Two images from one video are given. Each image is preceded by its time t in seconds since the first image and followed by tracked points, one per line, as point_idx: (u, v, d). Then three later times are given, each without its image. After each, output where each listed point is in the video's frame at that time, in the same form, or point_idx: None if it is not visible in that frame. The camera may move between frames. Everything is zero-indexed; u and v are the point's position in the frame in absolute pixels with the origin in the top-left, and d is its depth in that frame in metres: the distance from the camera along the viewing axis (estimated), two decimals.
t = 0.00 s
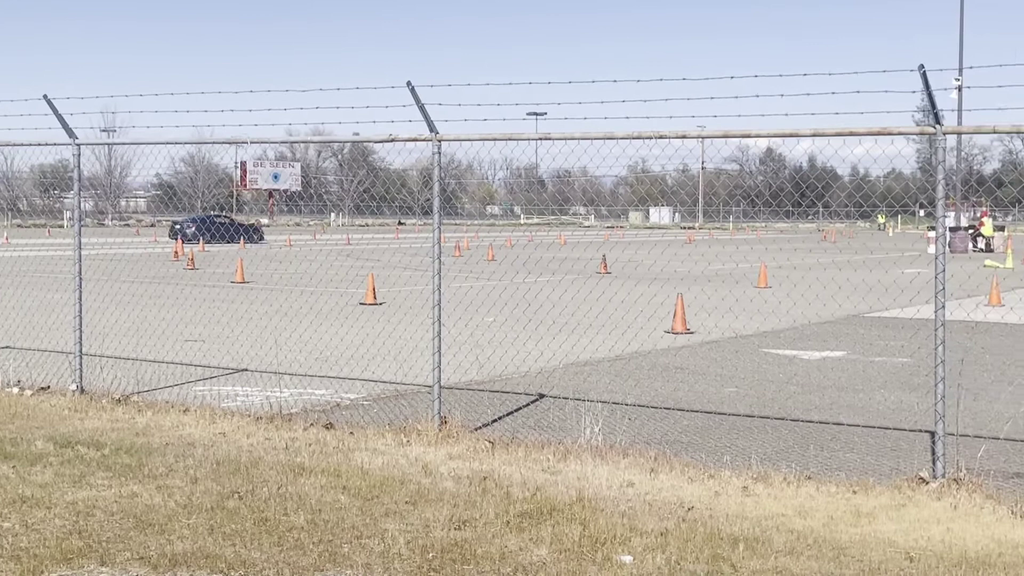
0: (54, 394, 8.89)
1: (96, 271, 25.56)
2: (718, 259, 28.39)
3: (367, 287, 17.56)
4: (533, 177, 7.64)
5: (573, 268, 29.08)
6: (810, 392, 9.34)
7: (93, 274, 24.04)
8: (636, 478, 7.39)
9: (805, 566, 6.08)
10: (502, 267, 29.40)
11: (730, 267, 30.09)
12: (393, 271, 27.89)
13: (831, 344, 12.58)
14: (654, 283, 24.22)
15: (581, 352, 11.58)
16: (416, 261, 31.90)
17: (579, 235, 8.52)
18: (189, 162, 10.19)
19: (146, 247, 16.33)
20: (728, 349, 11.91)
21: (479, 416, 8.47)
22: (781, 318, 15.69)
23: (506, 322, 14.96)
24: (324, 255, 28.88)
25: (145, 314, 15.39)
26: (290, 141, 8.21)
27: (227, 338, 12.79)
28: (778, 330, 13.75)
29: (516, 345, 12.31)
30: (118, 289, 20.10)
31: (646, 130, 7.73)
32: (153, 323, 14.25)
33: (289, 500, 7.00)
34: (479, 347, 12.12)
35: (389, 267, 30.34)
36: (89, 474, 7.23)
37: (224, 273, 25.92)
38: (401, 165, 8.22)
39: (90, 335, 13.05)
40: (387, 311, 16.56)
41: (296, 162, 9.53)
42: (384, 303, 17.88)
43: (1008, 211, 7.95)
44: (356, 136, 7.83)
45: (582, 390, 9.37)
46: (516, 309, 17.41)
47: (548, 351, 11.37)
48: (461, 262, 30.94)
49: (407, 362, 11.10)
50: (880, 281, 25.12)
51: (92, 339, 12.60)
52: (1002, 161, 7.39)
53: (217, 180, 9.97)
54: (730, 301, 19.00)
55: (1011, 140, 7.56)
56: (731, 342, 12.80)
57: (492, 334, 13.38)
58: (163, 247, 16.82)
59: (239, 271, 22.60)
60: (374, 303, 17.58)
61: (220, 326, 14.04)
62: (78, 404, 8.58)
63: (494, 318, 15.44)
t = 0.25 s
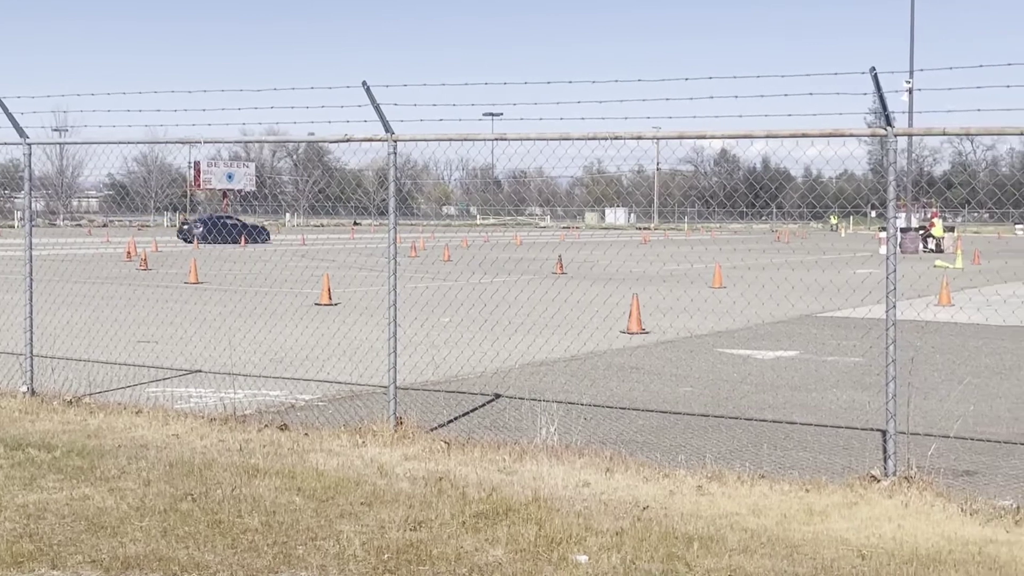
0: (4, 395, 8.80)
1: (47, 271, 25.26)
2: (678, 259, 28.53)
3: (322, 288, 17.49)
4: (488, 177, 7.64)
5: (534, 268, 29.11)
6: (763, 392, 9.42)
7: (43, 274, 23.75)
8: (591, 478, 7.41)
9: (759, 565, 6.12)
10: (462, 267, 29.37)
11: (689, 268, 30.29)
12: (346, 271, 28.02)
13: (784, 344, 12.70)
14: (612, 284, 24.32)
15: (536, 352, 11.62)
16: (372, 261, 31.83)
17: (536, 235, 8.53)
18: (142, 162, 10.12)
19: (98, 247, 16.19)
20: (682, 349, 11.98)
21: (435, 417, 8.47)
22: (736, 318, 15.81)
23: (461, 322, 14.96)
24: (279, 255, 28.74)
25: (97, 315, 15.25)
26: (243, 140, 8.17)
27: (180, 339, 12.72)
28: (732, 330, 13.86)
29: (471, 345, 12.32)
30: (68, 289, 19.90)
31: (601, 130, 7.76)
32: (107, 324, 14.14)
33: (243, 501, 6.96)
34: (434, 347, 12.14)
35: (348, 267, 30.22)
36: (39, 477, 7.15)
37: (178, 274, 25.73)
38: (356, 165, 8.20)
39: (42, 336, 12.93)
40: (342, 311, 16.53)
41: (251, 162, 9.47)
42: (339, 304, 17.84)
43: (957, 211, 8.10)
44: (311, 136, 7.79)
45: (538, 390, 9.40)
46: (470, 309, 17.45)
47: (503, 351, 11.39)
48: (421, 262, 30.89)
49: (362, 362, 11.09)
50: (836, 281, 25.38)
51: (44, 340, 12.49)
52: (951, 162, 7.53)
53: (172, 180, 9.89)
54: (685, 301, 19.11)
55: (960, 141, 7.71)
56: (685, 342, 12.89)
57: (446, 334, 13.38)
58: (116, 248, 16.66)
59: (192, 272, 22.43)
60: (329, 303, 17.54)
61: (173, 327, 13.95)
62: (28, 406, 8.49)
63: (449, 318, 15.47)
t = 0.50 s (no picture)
0: None
1: None
2: (633, 261, 28.65)
3: (270, 291, 17.38)
4: (437, 179, 7.64)
5: (489, 271, 29.11)
6: (711, 394, 9.48)
7: None
8: (541, 480, 7.41)
9: (707, 566, 6.13)
10: (418, 270, 29.29)
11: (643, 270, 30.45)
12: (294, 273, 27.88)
13: (732, 346, 12.79)
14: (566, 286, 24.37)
15: (484, 354, 11.64)
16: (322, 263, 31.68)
17: (485, 237, 8.55)
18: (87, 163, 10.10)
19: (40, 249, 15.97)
20: (631, 351, 12.03)
21: (383, 419, 8.45)
22: (686, 320, 15.90)
23: (410, 325, 14.94)
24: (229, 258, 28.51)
25: (39, 318, 15.04)
26: (188, 142, 8.11)
27: (125, 343, 12.60)
28: (681, 332, 13.95)
29: (420, 347, 12.30)
30: (8, 293, 19.59)
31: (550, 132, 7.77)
32: (51, 328, 13.95)
33: (189, 506, 6.88)
34: (382, 349, 12.12)
35: (301, 270, 30.04)
36: None
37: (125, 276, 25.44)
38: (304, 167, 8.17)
39: None
40: (289, 314, 16.45)
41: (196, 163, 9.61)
42: (286, 306, 17.74)
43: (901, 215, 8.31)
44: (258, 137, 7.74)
45: (487, 393, 9.41)
46: (418, 311, 17.43)
47: (452, 354, 11.40)
48: (376, 265, 30.78)
49: (310, 365, 11.05)
50: (787, 284, 25.63)
51: None
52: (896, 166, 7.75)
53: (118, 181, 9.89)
54: (636, 304, 19.20)
55: (903, 146, 7.94)
56: (634, 345, 12.94)
57: (394, 337, 13.35)
58: (60, 249, 16.44)
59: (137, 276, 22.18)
60: (276, 306, 17.44)
61: (117, 331, 13.80)
62: None
63: (396, 320, 15.45)
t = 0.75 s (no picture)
0: None
1: None
2: (596, 264, 28.72)
3: (226, 294, 17.28)
4: (393, 181, 7.65)
5: (452, 274, 29.08)
6: (667, 396, 9.53)
7: None
8: (497, 482, 7.42)
9: (662, 567, 6.15)
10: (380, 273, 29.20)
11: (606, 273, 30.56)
12: (249, 275, 27.72)
13: (688, 348, 12.87)
14: (528, 289, 24.40)
15: (441, 358, 11.67)
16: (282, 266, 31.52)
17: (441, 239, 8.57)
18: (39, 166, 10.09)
19: None
20: (587, 353, 12.08)
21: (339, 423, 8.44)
22: (644, 323, 15.97)
23: (366, 328, 14.91)
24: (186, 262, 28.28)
25: None
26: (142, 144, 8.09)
27: (78, 346, 12.49)
28: (637, 335, 14.03)
29: (376, 350, 12.28)
30: None
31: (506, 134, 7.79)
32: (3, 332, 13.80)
33: (143, 511, 6.82)
34: (338, 352, 12.10)
35: (260, 272, 29.85)
36: None
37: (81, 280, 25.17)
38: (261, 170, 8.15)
39: None
40: (244, 317, 16.39)
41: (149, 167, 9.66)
42: (241, 309, 17.65)
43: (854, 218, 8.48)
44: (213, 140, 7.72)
45: (443, 395, 9.43)
46: (375, 314, 17.41)
47: (408, 357, 11.41)
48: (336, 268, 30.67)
49: (266, 368, 11.02)
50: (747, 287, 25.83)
51: None
52: (848, 170, 7.93)
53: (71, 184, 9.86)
54: (594, 307, 19.25)
55: (855, 151, 8.12)
56: (590, 347, 12.99)
57: (351, 340, 13.32)
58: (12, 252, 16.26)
59: (91, 279, 21.95)
60: (230, 310, 17.36)
61: (70, 334, 13.68)
62: None
63: (352, 323, 15.43)
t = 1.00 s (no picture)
0: None
1: None
2: (554, 266, 28.74)
3: (174, 299, 17.14)
4: (344, 186, 7.64)
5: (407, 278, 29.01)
6: (617, 400, 9.60)
7: None
8: (448, 487, 7.42)
9: (612, 571, 6.16)
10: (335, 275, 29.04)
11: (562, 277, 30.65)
12: (195, 279, 27.48)
13: (638, 352, 12.94)
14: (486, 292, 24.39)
15: (391, 362, 11.69)
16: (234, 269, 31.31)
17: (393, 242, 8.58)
18: None
19: None
20: (538, 358, 12.11)
21: (289, 428, 8.42)
22: (597, 327, 16.01)
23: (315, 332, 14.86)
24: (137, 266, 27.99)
25: None
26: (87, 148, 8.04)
27: (23, 352, 12.36)
28: (588, 339, 14.12)
29: (328, 355, 12.21)
30: None
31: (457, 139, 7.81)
32: None
33: (90, 518, 6.75)
34: (286, 357, 12.07)
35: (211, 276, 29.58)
36: None
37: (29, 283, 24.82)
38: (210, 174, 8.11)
39: None
40: (190, 322, 16.29)
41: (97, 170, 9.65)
42: (188, 314, 17.53)
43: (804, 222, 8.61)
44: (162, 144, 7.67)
45: (394, 400, 9.45)
46: (324, 318, 17.36)
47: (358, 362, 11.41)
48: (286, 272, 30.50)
49: (215, 373, 10.97)
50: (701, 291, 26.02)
51: None
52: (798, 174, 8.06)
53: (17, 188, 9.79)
54: (547, 311, 19.25)
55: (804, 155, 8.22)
56: (541, 351, 13.03)
57: (300, 345, 13.25)
58: None
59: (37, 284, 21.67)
60: (178, 314, 17.23)
61: (15, 339, 13.52)
62: None
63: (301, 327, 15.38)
